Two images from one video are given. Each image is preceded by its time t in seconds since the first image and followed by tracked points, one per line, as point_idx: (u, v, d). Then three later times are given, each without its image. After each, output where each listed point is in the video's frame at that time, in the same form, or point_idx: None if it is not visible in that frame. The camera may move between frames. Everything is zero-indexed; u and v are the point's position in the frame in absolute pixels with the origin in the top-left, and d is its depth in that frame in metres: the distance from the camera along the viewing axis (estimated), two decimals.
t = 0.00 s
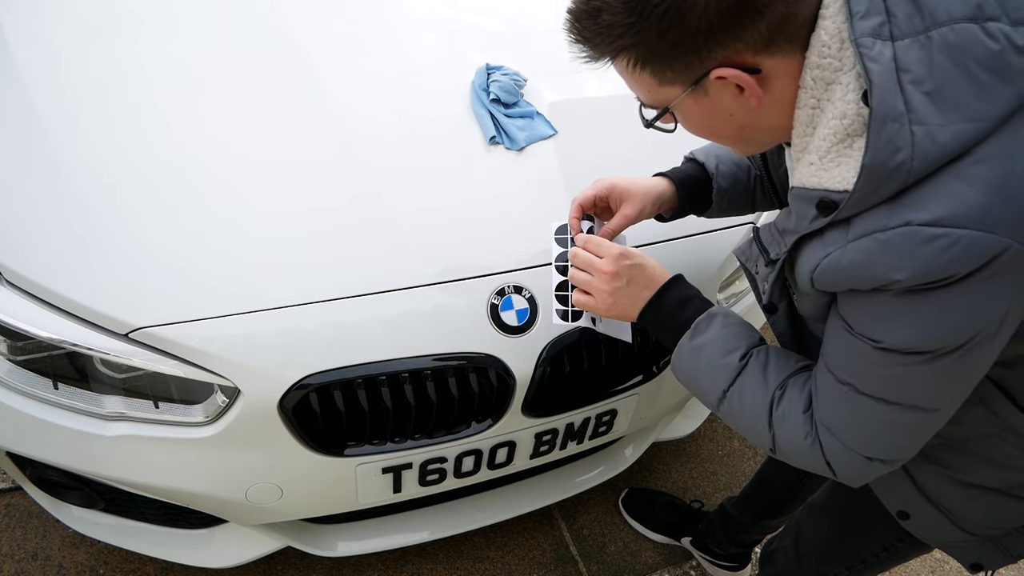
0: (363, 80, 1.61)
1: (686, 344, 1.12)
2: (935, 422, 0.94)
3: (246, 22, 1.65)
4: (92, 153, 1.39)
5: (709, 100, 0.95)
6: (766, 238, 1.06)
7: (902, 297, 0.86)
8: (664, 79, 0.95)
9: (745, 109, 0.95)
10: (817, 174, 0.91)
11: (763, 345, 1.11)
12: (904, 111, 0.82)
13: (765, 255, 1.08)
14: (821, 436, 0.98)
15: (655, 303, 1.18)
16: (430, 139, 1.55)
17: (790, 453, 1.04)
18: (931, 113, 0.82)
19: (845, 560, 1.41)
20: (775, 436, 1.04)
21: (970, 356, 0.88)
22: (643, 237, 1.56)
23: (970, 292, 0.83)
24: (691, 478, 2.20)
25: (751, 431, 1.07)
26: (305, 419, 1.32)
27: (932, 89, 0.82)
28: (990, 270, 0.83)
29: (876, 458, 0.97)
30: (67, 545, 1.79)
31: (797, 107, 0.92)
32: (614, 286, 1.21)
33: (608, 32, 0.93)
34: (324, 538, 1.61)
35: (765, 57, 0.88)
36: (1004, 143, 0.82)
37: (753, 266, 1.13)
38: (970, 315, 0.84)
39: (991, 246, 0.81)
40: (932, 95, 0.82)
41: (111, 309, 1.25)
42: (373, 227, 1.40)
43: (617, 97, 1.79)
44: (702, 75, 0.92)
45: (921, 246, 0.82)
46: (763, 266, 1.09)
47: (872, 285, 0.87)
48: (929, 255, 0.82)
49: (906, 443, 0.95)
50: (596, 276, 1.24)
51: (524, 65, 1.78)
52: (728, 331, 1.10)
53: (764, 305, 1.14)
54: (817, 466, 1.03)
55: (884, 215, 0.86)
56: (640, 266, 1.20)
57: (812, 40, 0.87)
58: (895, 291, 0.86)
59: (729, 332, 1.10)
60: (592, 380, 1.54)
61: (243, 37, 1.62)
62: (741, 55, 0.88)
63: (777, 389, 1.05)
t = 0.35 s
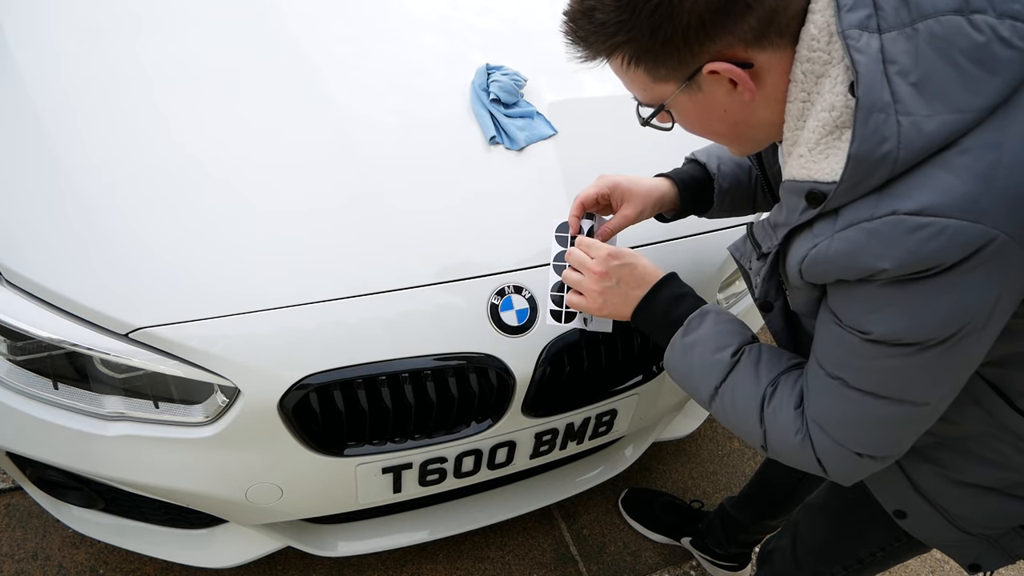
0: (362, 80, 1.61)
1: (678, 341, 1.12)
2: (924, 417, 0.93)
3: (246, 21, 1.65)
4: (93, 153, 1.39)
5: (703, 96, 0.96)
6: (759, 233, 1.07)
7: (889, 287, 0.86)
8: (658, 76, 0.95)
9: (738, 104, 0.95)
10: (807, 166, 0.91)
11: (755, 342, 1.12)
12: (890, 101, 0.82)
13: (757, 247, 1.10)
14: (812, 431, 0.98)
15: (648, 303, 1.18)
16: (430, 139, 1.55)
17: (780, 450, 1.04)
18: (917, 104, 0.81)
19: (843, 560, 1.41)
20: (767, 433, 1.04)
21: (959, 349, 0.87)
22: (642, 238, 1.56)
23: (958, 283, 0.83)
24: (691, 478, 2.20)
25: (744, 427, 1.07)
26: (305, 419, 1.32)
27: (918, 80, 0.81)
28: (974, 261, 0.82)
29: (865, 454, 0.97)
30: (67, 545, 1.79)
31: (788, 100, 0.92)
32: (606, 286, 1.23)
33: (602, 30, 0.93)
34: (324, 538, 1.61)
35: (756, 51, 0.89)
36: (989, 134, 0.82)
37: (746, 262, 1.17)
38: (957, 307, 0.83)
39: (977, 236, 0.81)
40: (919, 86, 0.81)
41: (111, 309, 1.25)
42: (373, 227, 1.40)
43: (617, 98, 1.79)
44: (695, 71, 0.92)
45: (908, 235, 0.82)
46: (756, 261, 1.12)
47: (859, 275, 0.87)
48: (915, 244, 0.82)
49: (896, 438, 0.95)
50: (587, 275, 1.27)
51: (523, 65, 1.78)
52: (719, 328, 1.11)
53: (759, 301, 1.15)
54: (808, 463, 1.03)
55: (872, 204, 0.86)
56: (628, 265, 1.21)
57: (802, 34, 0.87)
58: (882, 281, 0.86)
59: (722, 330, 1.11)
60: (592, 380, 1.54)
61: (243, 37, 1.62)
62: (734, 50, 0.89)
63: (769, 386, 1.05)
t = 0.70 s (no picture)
0: (362, 80, 1.61)
1: (675, 340, 1.12)
2: (923, 417, 0.93)
3: (246, 21, 1.65)
4: (93, 153, 1.39)
5: (703, 96, 0.96)
6: (758, 234, 1.07)
7: (889, 286, 0.86)
8: (657, 76, 0.96)
9: (737, 103, 0.96)
10: (807, 166, 0.91)
11: (753, 343, 1.11)
12: (889, 100, 0.82)
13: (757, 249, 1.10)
14: (810, 432, 0.98)
15: (643, 304, 1.17)
16: (431, 139, 1.55)
17: (777, 452, 1.04)
18: (916, 103, 0.81)
19: (841, 560, 1.41)
20: (763, 434, 1.04)
21: (959, 350, 0.87)
22: (642, 238, 1.56)
23: (957, 282, 0.82)
24: (691, 478, 2.20)
25: (741, 428, 1.07)
26: (305, 419, 1.32)
27: (917, 79, 0.81)
28: (975, 261, 0.82)
29: (862, 455, 0.97)
30: (67, 545, 1.79)
31: (788, 100, 0.92)
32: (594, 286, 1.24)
33: (602, 30, 0.93)
34: (324, 538, 1.61)
35: (756, 51, 0.89)
36: (987, 133, 0.81)
37: (746, 262, 1.17)
38: (956, 307, 0.83)
39: (976, 236, 0.80)
40: (918, 85, 0.81)
41: (111, 309, 1.25)
42: (373, 225, 1.41)
43: (617, 98, 1.79)
44: (695, 71, 0.93)
45: (907, 234, 0.82)
46: (756, 261, 1.12)
47: (858, 274, 0.87)
48: (914, 243, 0.82)
49: (894, 438, 0.95)
50: (579, 278, 1.28)
51: (523, 65, 1.78)
52: (717, 328, 1.10)
53: (758, 302, 1.16)
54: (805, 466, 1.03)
55: (871, 203, 0.86)
56: (619, 264, 1.21)
57: (801, 33, 0.87)
58: (881, 280, 0.85)
59: (719, 331, 1.10)
60: (592, 380, 1.54)
61: (243, 37, 1.62)
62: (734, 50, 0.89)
63: (765, 387, 1.05)
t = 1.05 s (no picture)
0: (363, 80, 1.61)
1: (675, 346, 1.11)
2: (931, 418, 0.92)
3: (246, 21, 1.65)
4: (93, 153, 1.39)
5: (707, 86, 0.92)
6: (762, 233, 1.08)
7: (897, 283, 0.84)
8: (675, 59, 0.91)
9: (743, 95, 0.92)
10: (809, 163, 0.91)
11: (754, 347, 1.10)
12: (894, 96, 0.82)
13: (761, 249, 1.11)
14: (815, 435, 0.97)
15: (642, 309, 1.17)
16: (431, 139, 1.55)
17: (782, 457, 1.03)
18: (922, 98, 0.81)
19: (843, 561, 1.41)
20: (768, 439, 1.03)
21: (966, 348, 0.86)
22: (642, 238, 1.56)
23: (964, 280, 0.82)
24: (691, 478, 2.20)
25: (745, 433, 1.06)
26: (305, 419, 1.32)
27: (922, 75, 0.81)
28: (982, 258, 0.81)
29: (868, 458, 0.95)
30: (67, 545, 1.79)
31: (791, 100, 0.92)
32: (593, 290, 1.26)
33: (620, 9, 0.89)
34: (324, 538, 1.61)
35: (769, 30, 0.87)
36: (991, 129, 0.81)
37: (748, 264, 1.18)
38: (963, 304, 0.83)
39: (985, 232, 0.80)
40: (922, 81, 0.81)
41: (111, 309, 1.25)
42: (374, 225, 1.41)
43: (617, 97, 1.79)
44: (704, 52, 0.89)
45: (914, 230, 0.81)
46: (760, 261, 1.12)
47: (865, 272, 0.86)
48: (923, 239, 0.81)
49: (900, 441, 0.94)
50: (577, 283, 1.30)
51: (523, 65, 1.78)
52: (718, 334, 1.09)
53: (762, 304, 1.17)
54: (810, 472, 1.02)
55: (878, 200, 0.85)
56: (617, 269, 1.23)
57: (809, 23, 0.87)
58: (889, 277, 0.84)
59: (720, 335, 1.09)
60: (592, 380, 1.54)
61: (243, 37, 1.62)
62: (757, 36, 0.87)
63: (769, 392, 1.04)
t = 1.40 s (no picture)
0: (363, 80, 1.61)
1: (687, 377, 1.08)
2: (962, 430, 0.89)
3: (247, 21, 1.65)
4: (93, 153, 1.39)
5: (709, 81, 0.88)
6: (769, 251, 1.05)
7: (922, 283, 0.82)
8: (691, 48, 0.86)
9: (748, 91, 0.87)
10: (825, 164, 0.90)
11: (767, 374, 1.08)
12: (910, 83, 0.81)
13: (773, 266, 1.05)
14: (844, 454, 0.93)
15: (647, 345, 1.15)
16: (432, 139, 1.55)
17: (811, 485, 0.99)
18: (936, 84, 0.80)
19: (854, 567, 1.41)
20: (794, 467, 0.99)
21: (998, 351, 0.83)
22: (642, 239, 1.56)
23: (993, 275, 0.79)
24: (691, 478, 2.20)
25: (769, 465, 1.02)
26: (305, 419, 1.32)
27: (934, 62, 0.81)
28: (1011, 248, 0.78)
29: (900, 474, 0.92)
30: (67, 545, 1.79)
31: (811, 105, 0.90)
32: (593, 328, 1.24)
33: None
34: (324, 538, 1.61)
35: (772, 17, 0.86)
36: (1005, 117, 0.80)
37: (757, 282, 1.11)
38: (993, 300, 0.80)
39: (1011, 221, 0.77)
40: (936, 67, 0.81)
41: (111, 309, 1.26)
42: (375, 225, 1.41)
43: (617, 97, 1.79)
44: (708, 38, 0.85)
45: (939, 223, 0.78)
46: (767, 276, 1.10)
47: (889, 272, 0.82)
48: (949, 232, 0.78)
49: (933, 456, 0.90)
50: (579, 324, 1.28)
51: (524, 65, 1.78)
52: (728, 363, 1.07)
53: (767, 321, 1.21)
54: (839, 499, 0.97)
55: (897, 195, 0.82)
56: (617, 304, 1.22)
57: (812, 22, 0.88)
58: (915, 275, 0.81)
59: (731, 362, 1.07)
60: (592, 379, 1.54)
61: (243, 37, 1.62)
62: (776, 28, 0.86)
63: (791, 417, 1.01)
